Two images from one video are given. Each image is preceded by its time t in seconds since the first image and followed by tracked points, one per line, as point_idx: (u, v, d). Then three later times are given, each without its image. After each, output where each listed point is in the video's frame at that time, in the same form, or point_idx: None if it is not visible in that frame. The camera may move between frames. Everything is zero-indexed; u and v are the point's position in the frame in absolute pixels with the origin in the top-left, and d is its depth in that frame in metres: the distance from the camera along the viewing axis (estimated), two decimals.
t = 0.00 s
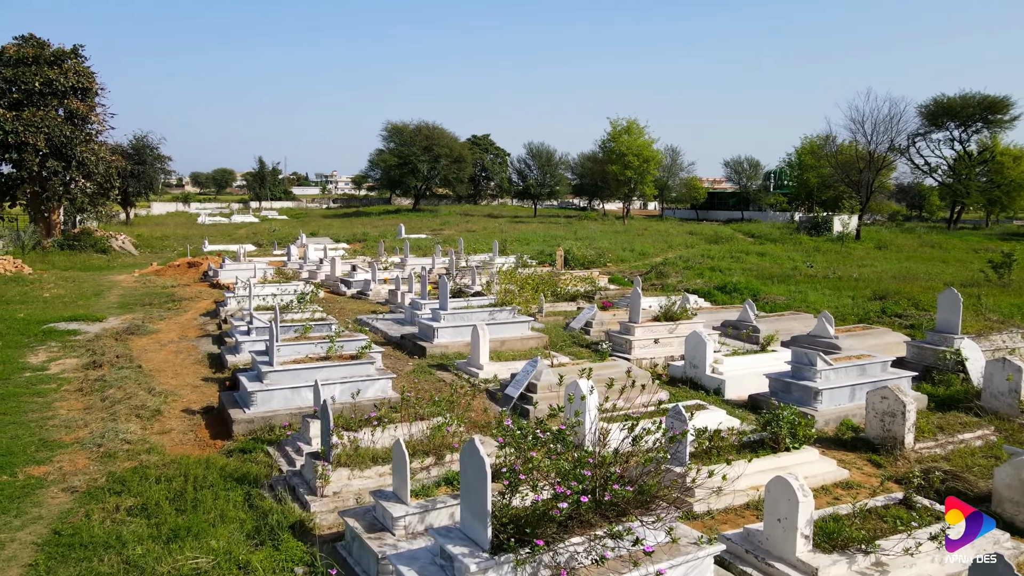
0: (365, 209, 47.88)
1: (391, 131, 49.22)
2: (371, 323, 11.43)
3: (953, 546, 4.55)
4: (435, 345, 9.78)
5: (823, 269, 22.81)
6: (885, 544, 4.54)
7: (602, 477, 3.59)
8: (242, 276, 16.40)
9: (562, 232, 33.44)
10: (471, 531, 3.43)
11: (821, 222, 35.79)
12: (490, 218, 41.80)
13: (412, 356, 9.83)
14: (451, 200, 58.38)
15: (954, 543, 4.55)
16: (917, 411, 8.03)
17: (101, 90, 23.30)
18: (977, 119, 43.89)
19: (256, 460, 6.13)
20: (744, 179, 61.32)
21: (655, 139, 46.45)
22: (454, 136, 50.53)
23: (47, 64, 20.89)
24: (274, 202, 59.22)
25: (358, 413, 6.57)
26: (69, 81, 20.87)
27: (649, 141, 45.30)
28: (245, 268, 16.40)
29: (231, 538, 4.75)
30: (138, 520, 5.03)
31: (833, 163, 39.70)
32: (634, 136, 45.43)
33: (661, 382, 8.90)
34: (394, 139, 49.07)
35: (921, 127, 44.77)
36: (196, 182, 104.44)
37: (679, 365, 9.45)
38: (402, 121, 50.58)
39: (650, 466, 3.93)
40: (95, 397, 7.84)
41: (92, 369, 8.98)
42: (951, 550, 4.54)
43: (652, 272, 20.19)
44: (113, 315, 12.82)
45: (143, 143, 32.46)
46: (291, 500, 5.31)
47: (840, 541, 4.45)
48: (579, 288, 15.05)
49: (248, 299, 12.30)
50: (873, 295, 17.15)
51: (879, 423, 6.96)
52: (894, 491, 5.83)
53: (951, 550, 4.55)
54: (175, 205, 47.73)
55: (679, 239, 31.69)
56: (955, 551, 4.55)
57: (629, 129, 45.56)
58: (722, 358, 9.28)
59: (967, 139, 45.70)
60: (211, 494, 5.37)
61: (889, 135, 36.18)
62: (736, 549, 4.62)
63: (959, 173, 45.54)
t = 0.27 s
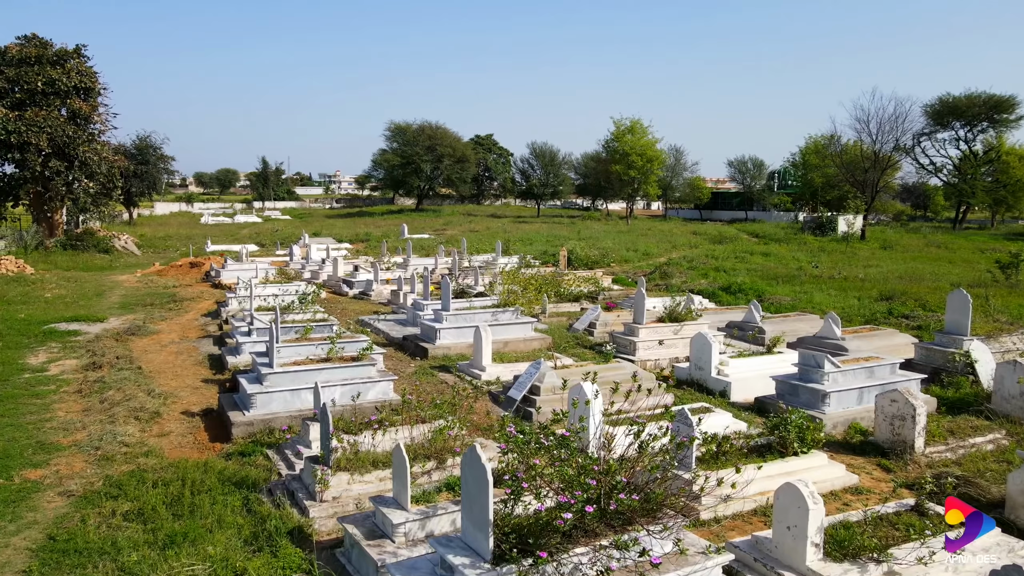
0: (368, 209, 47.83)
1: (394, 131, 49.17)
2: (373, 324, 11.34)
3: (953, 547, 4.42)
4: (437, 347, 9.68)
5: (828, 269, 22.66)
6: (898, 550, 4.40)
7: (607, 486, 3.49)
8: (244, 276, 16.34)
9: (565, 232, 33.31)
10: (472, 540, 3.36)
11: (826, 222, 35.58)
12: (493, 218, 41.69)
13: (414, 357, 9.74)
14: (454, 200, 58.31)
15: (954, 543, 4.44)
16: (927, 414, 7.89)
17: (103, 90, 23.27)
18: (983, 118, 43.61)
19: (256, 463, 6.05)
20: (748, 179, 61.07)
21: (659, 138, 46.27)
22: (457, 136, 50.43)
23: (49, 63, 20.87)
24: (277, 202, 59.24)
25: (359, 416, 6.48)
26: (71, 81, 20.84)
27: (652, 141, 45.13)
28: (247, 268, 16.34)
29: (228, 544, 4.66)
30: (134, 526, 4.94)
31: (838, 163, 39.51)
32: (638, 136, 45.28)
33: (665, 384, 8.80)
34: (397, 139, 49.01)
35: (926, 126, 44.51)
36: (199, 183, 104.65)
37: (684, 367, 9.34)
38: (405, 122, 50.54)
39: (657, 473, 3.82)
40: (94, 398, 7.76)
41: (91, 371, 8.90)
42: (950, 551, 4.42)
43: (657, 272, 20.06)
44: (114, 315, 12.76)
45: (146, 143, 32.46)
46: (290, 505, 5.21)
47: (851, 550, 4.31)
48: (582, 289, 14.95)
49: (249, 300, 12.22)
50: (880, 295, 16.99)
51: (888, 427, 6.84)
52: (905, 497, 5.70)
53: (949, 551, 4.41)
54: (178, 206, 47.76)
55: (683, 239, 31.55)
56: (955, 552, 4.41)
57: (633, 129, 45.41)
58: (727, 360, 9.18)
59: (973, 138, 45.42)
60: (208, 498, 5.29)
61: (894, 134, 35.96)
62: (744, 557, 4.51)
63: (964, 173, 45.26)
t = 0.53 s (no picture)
0: (370, 209, 47.78)
1: (397, 131, 49.14)
2: (374, 325, 11.25)
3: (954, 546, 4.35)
4: (439, 348, 9.59)
5: (834, 270, 22.52)
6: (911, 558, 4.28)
7: (612, 494, 3.38)
8: (245, 276, 16.27)
9: (568, 232, 33.20)
10: (474, 550, 3.27)
11: (830, 222, 35.40)
12: (496, 219, 41.59)
13: (416, 359, 9.65)
14: (457, 200, 58.25)
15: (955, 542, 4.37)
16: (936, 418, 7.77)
17: (105, 90, 23.24)
18: (988, 118, 43.36)
19: (255, 467, 5.95)
20: (752, 179, 60.86)
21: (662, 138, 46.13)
22: (460, 136, 50.33)
23: (51, 63, 20.83)
24: (280, 202, 59.22)
25: (359, 419, 6.39)
26: (73, 81, 20.81)
27: (655, 141, 44.99)
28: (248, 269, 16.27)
29: (225, 550, 4.56)
30: (130, 531, 4.85)
31: (842, 163, 39.33)
32: (641, 136, 45.13)
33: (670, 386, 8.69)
34: (399, 139, 48.96)
35: (931, 126, 44.28)
36: (203, 183, 104.85)
37: (689, 369, 9.23)
38: (408, 122, 50.49)
39: (664, 480, 3.72)
40: (92, 400, 7.68)
41: (90, 372, 8.82)
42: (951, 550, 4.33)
43: (660, 273, 19.95)
44: (115, 316, 12.68)
45: (149, 143, 32.44)
46: (289, 510, 5.12)
47: (863, 559, 4.19)
48: (585, 289, 14.84)
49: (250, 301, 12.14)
50: (886, 296, 16.84)
51: (898, 431, 6.72)
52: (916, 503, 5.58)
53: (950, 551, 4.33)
54: (181, 206, 47.77)
55: (686, 239, 31.41)
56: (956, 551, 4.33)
57: (636, 129, 45.28)
58: (733, 362, 9.06)
59: (978, 138, 45.18)
60: (205, 503, 5.19)
61: (898, 134, 35.77)
62: (753, 566, 4.38)
63: (969, 173, 45.01)
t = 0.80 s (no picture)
0: (373, 209, 47.75)
1: (400, 131, 49.11)
2: (376, 326, 11.18)
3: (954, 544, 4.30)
4: (441, 349, 9.50)
5: (839, 270, 22.37)
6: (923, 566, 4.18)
7: (618, 502, 3.29)
8: (247, 277, 16.21)
9: (571, 232, 33.10)
10: (476, 560, 3.19)
11: (834, 222, 35.23)
12: (499, 218, 41.50)
13: (418, 360, 9.56)
14: (460, 200, 58.19)
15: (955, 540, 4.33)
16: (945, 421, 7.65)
17: (108, 89, 23.22)
18: (994, 117, 43.11)
19: (254, 471, 5.87)
20: (756, 179, 60.64)
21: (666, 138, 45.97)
22: (463, 135, 50.25)
23: (54, 63, 20.80)
24: (283, 202, 59.22)
25: (359, 422, 6.30)
26: (76, 81, 20.79)
27: (659, 141, 44.85)
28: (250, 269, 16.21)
29: (222, 556, 4.48)
30: (126, 537, 4.77)
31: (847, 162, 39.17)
32: (644, 136, 45.00)
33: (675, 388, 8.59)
34: (403, 139, 48.91)
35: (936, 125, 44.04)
36: (206, 183, 105.03)
37: (694, 371, 9.12)
38: (411, 122, 50.46)
39: (672, 486, 3.62)
40: (92, 402, 7.61)
41: (90, 373, 8.75)
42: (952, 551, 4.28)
43: (664, 273, 19.85)
44: (116, 316, 12.62)
45: (152, 143, 32.44)
46: (288, 515, 5.04)
47: (875, 568, 4.08)
48: (589, 289, 14.73)
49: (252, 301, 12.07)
50: (892, 297, 16.70)
51: (907, 434, 6.61)
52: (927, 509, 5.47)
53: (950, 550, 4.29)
54: (184, 206, 47.81)
55: (690, 239, 31.28)
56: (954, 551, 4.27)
57: (639, 128, 45.14)
58: (738, 363, 8.95)
59: (983, 137, 44.94)
60: (202, 508, 5.11)
61: (903, 134, 35.57)
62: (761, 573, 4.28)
63: (974, 172, 44.76)
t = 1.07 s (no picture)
0: (377, 209, 47.71)
1: (403, 131, 49.05)
2: (379, 327, 11.09)
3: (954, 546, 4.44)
4: (445, 351, 9.41)
5: (845, 270, 22.18)
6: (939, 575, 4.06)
7: (626, 512, 3.19)
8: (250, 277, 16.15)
9: (575, 232, 32.96)
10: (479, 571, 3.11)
11: (840, 222, 35.00)
12: (503, 219, 41.40)
13: (421, 361, 9.48)
14: (464, 200, 58.11)
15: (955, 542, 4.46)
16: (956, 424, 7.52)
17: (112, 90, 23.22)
18: (1001, 117, 42.78)
19: (255, 475, 5.78)
20: (761, 179, 60.36)
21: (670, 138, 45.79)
22: (467, 135, 50.15)
23: (58, 63, 20.79)
24: (287, 202, 59.22)
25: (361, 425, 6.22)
26: (80, 81, 20.77)
27: (663, 140, 44.67)
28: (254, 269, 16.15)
29: (221, 562, 4.40)
30: (124, 542, 4.69)
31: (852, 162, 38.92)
32: (649, 136, 44.83)
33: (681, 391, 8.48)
34: (406, 139, 48.86)
35: (942, 125, 43.74)
36: (211, 182, 105.19)
37: (700, 372, 9.01)
38: (415, 122, 50.41)
39: (681, 494, 3.52)
40: (92, 404, 7.55)
41: (91, 374, 8.69)
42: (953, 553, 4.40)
43: (669, 273, 19.72)
44: (119, 317, 12.57)
45: (156, 143, 32.45)
46: (288, 520, 4.95)
47: None
48: (594, 290, 14.62)
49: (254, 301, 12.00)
50: (900, 298, 16.53)
51: (919, 438, 6.49)
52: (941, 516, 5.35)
53: (951, 552, 4.42)
54: (188, 206, 47.87)
55: (695, 239, 31.13)
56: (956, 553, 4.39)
57: (644, 128, 44.98)
58: (745, 365, 8.84)
59: (990, 137, 44.63)
60: (202, 513, 5.03)
61: (909, 134, 35.33)
62: None
63: (981, 172, 44.45)
